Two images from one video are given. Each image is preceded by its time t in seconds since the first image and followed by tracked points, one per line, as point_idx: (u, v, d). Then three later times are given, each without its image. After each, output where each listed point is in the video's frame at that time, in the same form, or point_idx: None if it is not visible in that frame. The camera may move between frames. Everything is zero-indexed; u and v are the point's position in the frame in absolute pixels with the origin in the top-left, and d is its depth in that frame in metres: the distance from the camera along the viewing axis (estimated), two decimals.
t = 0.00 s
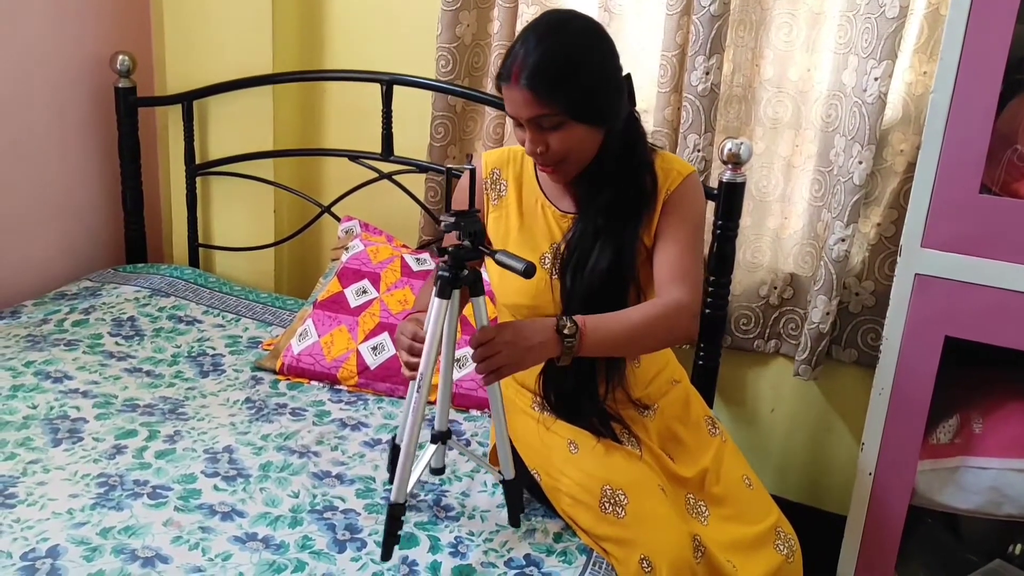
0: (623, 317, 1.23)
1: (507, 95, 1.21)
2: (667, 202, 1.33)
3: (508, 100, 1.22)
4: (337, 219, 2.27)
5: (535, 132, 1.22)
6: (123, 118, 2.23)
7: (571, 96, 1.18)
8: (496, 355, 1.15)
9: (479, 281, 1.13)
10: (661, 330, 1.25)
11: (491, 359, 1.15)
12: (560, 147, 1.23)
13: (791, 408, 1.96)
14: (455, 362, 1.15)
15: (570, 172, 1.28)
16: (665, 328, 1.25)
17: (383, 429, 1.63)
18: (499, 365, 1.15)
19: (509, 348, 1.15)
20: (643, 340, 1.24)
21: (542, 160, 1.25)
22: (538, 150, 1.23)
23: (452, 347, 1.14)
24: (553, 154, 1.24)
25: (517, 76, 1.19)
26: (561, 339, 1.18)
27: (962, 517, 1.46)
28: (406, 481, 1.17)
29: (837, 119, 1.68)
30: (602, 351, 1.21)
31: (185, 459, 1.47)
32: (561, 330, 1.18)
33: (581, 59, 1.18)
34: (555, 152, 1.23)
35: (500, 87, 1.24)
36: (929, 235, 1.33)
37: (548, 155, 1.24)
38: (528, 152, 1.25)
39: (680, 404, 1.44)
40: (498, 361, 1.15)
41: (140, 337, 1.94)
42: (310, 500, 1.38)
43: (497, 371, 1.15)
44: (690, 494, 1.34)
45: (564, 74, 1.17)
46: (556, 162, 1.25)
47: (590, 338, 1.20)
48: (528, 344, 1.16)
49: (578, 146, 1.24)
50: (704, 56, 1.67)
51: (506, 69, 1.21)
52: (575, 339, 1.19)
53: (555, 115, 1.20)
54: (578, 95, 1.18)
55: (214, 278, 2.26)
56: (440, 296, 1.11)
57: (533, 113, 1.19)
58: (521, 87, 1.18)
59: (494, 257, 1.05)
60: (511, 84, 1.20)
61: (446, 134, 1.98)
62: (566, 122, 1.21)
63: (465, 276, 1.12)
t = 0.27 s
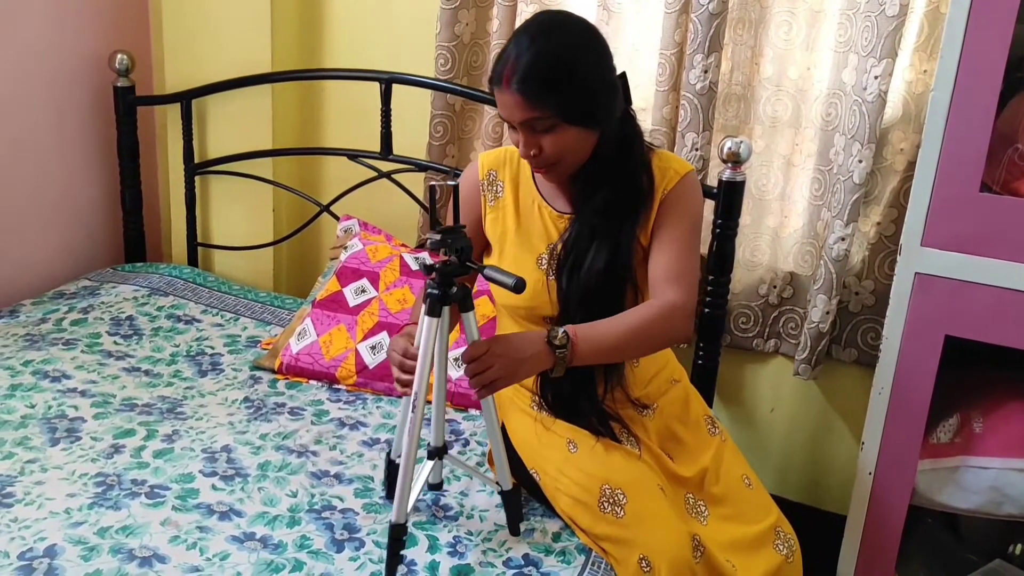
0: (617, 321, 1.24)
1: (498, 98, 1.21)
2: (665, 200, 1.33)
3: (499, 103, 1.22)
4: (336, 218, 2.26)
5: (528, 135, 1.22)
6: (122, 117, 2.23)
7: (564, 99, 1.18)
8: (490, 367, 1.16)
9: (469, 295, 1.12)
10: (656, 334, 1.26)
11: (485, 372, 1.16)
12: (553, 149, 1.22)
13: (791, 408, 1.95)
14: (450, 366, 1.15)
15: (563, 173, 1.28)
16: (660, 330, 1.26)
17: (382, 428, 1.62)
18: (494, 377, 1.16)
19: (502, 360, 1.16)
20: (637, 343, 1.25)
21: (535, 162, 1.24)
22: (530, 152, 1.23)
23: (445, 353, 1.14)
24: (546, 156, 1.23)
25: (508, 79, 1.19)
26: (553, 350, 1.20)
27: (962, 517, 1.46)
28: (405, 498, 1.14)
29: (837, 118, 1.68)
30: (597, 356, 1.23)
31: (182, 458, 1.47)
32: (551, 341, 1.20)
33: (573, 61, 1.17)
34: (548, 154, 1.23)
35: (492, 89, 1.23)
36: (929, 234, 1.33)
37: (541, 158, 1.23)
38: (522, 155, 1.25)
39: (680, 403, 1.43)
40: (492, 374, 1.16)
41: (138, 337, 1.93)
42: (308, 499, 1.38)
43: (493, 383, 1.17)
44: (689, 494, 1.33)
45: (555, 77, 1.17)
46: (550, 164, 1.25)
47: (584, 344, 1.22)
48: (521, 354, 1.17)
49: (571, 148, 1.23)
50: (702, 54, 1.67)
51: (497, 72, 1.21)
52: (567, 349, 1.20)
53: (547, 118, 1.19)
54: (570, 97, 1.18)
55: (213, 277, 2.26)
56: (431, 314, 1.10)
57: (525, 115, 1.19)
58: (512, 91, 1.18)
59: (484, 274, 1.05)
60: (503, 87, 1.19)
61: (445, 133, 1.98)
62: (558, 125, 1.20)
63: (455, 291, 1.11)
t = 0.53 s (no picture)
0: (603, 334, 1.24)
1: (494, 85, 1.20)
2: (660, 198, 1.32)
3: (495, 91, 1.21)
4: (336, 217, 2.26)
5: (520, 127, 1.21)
6: (122, 116, 2.22)
7: (558, 90, 1.17)
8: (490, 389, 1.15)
9: (461, 317, 1.11)
10: (643, 339, 1.25)
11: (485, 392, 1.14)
12: (546, 142, 1.21)
13: (790, 408, 1.95)
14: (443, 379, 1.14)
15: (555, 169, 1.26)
16: (650, 333, 1.25)
17: (382, 428, 1.62)
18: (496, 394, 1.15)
19: (495, 383, 1.14)
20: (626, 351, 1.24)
21: (525, 156, 1.23)
22: (522, 143, 1.22)
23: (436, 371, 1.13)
24: (536, 150, 1.22)
25: (506, 67, 1.18)
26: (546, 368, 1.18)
27: (963, 516, 1.46)
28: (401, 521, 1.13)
29: (837, 116, 1.67)
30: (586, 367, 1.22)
31: (181, 458, 1.46)
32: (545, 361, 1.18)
33: (571, 53, 1.17)
34: (538, 148, 1.22)
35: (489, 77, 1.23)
36: (930, 232, 1.32)
37: (531, 152, 1.23)
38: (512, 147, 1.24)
39: (678, 402, 1.43)
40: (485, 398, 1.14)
41: (137, 336, 1.93)
42: (307, 499, 1.37)
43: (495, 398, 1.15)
44: (688, 494, 1.33)
45: (553, 67, 1.16)
46: (541, 160, 1.24)
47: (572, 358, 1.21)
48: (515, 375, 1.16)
49: (562, 144, 1.22)
50: (702, 53, 1.67)
51: (495, 59, 1.20)
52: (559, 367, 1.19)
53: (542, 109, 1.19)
54: (565, 89, 1.18)
55: (212, 276, 2.25)
56: (422, 336, 1.09)
57: (520, 104, 1.18)
58: (509, 77, 1.17)
59: (476, 295, 1.04)
60: (499, 74, 1.19)
61: (444, 132, 1.98)
62: (552, 117, 1.20)
63: (446, 313, 1.11)
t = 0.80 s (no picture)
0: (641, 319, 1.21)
1: (507, 58, 1.24)
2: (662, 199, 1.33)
3: (507, 65, 1.24)
4: (336, 216, 2.26)
5: (530, 100, 1.23)
6: (122, 115, 2.22)
7: (572, 61, 1.22)
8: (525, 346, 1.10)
9: (458, 316, 1.12)
10: (673, 331, 1.24)
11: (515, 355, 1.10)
12: (555, 117, 1.23)
13: (791, 406, 1.95)
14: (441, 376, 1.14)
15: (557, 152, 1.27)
16: (678, 328, 1.24)
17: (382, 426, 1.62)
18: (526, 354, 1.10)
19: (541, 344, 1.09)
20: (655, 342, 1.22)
21: (530, 131, 1.24)
22: (530, 117, 1.23)
23: (434, 368, 1.14)
24: (544, 125, 1.24)
25: (522, 37, 1.23)
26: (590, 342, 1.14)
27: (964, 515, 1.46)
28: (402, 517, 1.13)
29: (838, 116, 1.67)
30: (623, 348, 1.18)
31: (182, 457, 1.46)
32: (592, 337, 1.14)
33: (583, 29, 1.23)
34: (546, 122, 1.23)
35: (499, 54, 1.27)
36: (931, 231, 1.32)
37: (538, 126, 1.24)
38: (518, 123, 1.25)
39: (678, 401, 1.43)
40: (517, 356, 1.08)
41: (138, 335, 1.93)
42: (308, 498, 1.37)
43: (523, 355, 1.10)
44: (687, 493, 1.33)
45: (568, 36, 1.21)
46: (547, 137, 1.25)
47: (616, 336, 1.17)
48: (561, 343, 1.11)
49: (571, 121, 1.24)
50: (704, 52, 1.67)
51: (508, 34, 1.25)
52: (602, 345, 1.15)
53: (555, 80, 1.22)
54: (578, 61, 1.22)
55: (213, 276, 2.25)
56: (421, 334, 1.08)
57: (534, 73, 1.21)
58: (525, 45, 1.21)
59: (475, 293, 1.04)
60: (514, 44, 1.23)
61: (444, 131, 1.98)
62: (563, 90, 1.23)
63: (445, 311, 1.11)
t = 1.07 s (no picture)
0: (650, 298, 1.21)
1: (510, 57, 1.24)
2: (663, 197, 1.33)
3: (510, 63, 1.24)
4: (336, 216, 2.26)
5: (533, 98, 1.23)
6: (121, 115, 2.22)
7: (575, 59, 1.22)
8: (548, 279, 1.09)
9: (457, 316, 1.11)
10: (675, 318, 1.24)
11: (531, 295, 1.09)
12: (557, 116, 1.23)
13: (791, 406, 1.95)
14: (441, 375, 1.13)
15: (560, 152, 1.27)
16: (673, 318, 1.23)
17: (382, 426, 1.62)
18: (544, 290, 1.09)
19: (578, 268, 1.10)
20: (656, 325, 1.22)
21: (533, 130, 1.24)
22: (533, 116, 1.23)
23: (433, 368, 1.13)
24: (546, 123, 1.24)
25: (525, 36, 1.23)
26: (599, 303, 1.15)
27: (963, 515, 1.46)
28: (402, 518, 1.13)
29: (838, 116, 1.68)
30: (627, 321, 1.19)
31: (182, 457, 1.46)
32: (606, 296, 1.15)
33: (586, 29, 1.23)
34: (548, 121, 1.23)
35: (502, 53, 1.27)
36: (930, 231, 1.32)
37: (541, 125, 1.24)
38: (521, 122, 1.25)
39: (678, 401, 1.43)
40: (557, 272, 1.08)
41: (137, 335, 1.93)
42: (308, 498, 1.37)
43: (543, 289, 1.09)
44: (687, 493, 1.33)
45: (572, 35, 1.22)
46: (550, 135, 1.25)
47: (626, 309, 1.18)
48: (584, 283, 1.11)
49: (573, 120, 1.24)
50: (703, 52, 1.67)
51: (512, 32, 1.25)
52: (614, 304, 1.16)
53: (558, 78, 1.22)
54: (581, 60, 1.23)
55: (212, 276, 2.25)
56: (421, 335, 1.08)
57: (537, 71, 1.21)
58: (529, 44, 1.22)
59: (474, 293, 1.04)
60: (517, 42, 1.23)
61: (442, 132, 1.98)
62: (565, 89, 1.23)
63: (444, 311, 1.10)
